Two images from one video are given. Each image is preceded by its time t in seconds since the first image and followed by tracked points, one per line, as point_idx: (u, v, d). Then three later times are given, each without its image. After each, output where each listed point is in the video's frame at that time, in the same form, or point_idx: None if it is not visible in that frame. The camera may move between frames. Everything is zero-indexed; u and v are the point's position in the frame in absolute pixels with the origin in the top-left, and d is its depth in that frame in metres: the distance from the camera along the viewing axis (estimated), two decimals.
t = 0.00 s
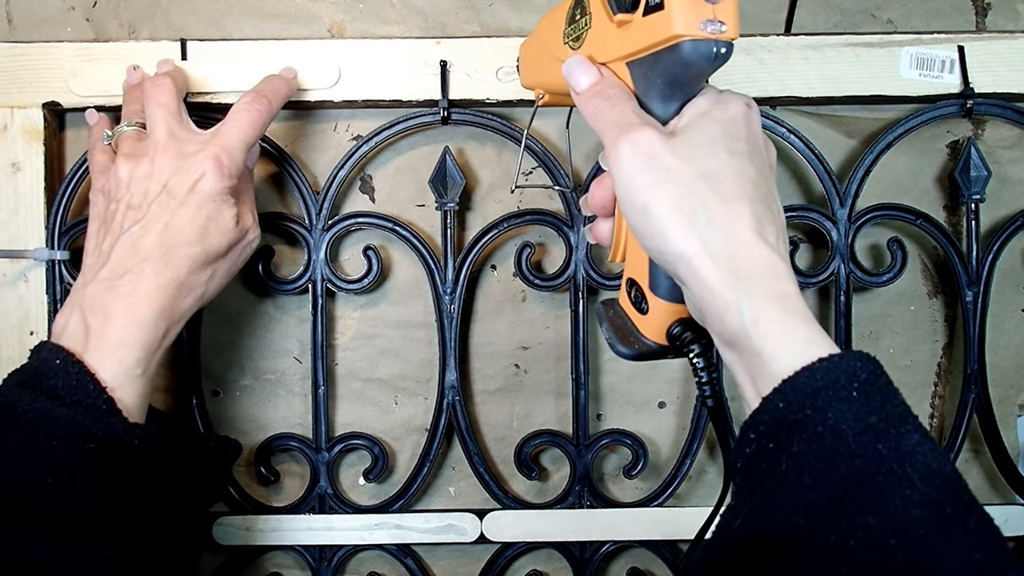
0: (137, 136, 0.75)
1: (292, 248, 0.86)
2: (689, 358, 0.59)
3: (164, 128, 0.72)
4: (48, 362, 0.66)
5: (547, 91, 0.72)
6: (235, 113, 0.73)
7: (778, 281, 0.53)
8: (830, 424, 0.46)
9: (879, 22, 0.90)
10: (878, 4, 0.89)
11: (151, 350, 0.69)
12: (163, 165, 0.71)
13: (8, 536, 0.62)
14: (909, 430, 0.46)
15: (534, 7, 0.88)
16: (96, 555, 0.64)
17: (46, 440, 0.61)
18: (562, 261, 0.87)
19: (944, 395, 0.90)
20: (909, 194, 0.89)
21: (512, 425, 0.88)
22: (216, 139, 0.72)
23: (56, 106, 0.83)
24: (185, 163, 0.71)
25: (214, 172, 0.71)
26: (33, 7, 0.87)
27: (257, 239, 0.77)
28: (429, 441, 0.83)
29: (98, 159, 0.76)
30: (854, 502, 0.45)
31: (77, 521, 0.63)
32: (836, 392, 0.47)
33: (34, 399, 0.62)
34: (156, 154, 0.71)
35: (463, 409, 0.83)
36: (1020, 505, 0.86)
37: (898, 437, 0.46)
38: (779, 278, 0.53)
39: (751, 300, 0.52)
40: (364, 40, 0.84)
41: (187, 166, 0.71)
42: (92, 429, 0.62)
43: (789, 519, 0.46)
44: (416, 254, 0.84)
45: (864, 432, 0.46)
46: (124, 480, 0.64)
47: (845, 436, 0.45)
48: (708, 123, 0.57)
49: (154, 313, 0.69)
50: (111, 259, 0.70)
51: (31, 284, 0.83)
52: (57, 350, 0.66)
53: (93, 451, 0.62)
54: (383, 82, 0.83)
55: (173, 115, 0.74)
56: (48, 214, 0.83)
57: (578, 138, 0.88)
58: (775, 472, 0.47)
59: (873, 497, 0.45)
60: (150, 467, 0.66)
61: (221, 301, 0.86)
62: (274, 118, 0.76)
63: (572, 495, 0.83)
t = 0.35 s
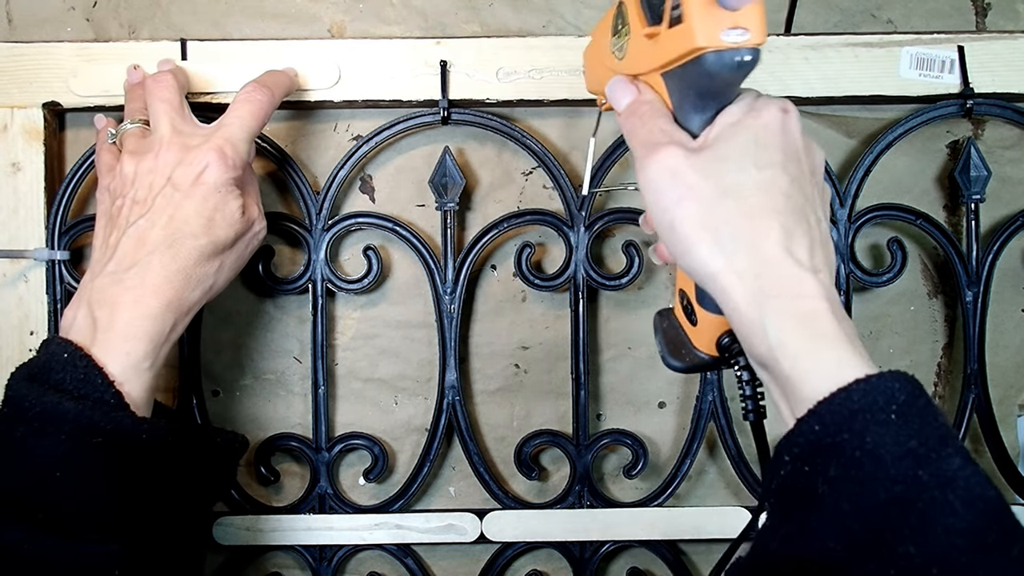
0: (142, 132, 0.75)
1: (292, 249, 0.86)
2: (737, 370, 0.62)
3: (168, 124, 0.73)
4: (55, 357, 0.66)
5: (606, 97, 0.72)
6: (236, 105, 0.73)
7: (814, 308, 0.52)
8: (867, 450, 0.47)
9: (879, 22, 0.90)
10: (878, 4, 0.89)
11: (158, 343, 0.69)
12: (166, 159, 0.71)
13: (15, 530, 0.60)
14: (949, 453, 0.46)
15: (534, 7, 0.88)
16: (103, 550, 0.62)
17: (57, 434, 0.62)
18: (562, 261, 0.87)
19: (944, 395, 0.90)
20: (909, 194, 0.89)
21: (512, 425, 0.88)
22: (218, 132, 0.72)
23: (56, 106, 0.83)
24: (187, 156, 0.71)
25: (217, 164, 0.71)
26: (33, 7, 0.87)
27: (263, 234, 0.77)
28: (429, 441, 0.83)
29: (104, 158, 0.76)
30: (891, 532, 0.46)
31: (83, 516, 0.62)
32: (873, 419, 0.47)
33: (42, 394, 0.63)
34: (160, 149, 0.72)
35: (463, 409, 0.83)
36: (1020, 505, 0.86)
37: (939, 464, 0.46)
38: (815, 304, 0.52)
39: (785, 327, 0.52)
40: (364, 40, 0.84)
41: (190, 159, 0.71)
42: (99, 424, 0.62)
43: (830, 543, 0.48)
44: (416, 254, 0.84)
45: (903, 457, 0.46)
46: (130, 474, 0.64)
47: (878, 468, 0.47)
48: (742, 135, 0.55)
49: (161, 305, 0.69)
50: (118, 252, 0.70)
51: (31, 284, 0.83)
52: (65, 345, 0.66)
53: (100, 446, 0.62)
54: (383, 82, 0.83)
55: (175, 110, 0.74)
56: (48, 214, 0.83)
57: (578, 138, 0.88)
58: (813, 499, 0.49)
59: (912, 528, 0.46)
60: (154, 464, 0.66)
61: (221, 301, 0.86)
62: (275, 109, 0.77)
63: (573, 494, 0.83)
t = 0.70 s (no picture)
0: (140, 131, 0.75)
1: (292, 248, 0.86)
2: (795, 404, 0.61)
3: (166, 123, 0.73)
4: (60, 349, 0.65)
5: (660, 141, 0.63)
6: (235, 104, 0.74)
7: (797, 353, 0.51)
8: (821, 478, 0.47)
9: (879, 22, 0.89)
10: (879, 3, 0.89)
11: (158, 340, 0.68)
12: (165, 157, 0.72)
13: (25, 525, 0.63)
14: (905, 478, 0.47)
15: (534, 7, 0.88)
16: (116, 543, 0.64)
17: (68, 427, 0.62)
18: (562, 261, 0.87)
19: (944, 395, 0.90)
20: (910, 194, 0.89)
21: (512, 425, 0.88)
22: (217, 131, 0.72)
23: (56, 106, 0.83)
24: (187, 155, 0.71)
25: (216, 163, 0.71)
26: (33, 7, 0.87)
27: (260, 233, 0.77)
28: (429, 441, 0.83)
29: (102, 156, 0.76)
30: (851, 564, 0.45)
31: (94, 508, 0.63)
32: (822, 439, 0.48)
33: (54, 386, 0.62)
34: (158, 147, 0.72)
35: (463, 409, 0.83)
36: (1020, 505, 0.86)
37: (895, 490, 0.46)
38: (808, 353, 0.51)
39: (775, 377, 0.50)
40: (364, 40, 0.84)
41: (189, 158, 0.71)
42: (113, 417, 0.63)
43: None
44: (416, 254, 0.84)
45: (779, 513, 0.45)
46: (138, 467, 0.65)
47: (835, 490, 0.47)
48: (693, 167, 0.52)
49: (160, 302, 0.68)
50: (116, 249, 0.70)
51: (31, 284, 0.83)
52: (69, 338, 0.66)
53: (113, 438, 0.63)
54: (383, 82, 0.83)
55: (175, 108, 0.74)
56: (48, 214, 0.83)
57: (578, 138, 0.87)
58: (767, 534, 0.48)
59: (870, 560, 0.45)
60: (162, 456, 0.66)
61: (221, 302, 0.86)
62: (274, 109, 0.77)
63: (573, 495, 0.83)
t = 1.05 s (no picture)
0: (137, 129, 0.75)
1: (292, 248, 0.86)
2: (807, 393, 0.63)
3: (165, 121, 0.73)
4: (74, 339, 0.65)
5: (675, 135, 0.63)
6: (235, 104, 0.74)
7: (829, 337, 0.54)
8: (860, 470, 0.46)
9: (879, 22, 0.89)
10: (879, 3, 0.89)
11: (157, 337, 0.68)
12: (164, 155, 0.71)
13: (45, 515, 0.61)
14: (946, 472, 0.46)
15: (534, 6, 0.87)
16: (138, 532, 0.64)
17: (97, 414, 0.61)
18: (562, 261, 0.87)
19: (944, 395, 0.90)
20: (910, 194, 0.89)
21: (512, 425, 0.88)
22: (216, 131, 0.72)
23: (56, 106, 0.83)
24: (185, 154, 0.71)
25: (215, 163, 0.71)
26: (32, 7, 0.86)
27: (256, 233, 0.77)
28: (429, 441, 0.83)
29: (98, 153, 0.76)
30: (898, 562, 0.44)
31: (119, 497, 0.62)
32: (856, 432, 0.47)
33: (82, 374, 0.62)
34: (157, 145, 0.72)
35: (463, 409, 0.83)
36: (1019, 505, 0.86)
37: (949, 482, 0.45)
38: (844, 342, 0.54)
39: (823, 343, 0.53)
40: (364, 40, 0.83)
41: (188, 157, 0.71)
42: (140, 405, 0.63)
43: None
44: (416, 254, 0.84)
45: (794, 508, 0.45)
46: (160, 456, 0.65)
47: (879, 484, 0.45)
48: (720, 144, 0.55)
49: (158, 300, 0.68)
50: (114, 246, 0.70)
51: (31, 284, 0.83)
52: (82, 328, 0.65)
53: (140, 426, 0.63)
54: (383, 82, 0.83)
55: (173, 107, 0.74)
56: (48, 214, 0.83)
57: (578, 138, 0.87)
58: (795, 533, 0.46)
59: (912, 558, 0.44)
60: (179, 448, 0.67)
61: (221, 301, 0.86)
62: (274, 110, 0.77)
63: (573, 495, 0.83)
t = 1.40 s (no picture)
0: (138, 128, 0.75)
1: (292, 248, 0.86)
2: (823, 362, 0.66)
3: (165, 120, 0.73)
4: (78, 337, 0.65)
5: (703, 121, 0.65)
6: (235, 104, 0.74)
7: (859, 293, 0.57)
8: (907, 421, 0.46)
9: (879, 22, 0.89)
10: (879, 3, 0.89)
11: (159, 336, 0.68)
12: (165, 155, 0.71)
13: (52, 511, 0.60)
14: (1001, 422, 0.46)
15: (534, 6, 0.87)
16: (142, 529, 0.64)
17: (104, 411, 0.61)
18: (562, 261, 0.87)
19: (944, 395, 0.90)
20: (910, 194, 0.89)
21: (512, 425, 0.88)
22: (216, 130, 0.72)
23: (56, 106, 0.83)
24: (186, 153, 0.71)
25: (215, 162, 0.71)
26: (32, 7, 0.86)
27: (256, 233, 0.77)
28: (430, 441, 0.83)
29: (98, 152, 0.76)
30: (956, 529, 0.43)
31: (126, 493, 0.62)
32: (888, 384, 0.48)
33: (90, 371, 0.62)
34: (158, 144, 0.72)
35: (463, 409, 0.83)
36: (1019, 505, 0.86)
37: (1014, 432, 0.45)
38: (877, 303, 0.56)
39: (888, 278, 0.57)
40: (364, 40, 0.83)
41: (188, 156, 0.71)
42: (146, 403, 0.63)
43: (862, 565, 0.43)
44: (416, 254, 0.84)
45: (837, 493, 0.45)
46: (165, 453, 0.65)
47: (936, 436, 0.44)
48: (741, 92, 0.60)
49: (159, 299, 0.68)
50: (116, 246, 0.70)
51: (31, 284, 0.83)
52: (85, 326, 0.65)
53: (145, 424, 0.63)
54: (383, 82, 0.83)
55: (174, 107, 0.74)
56: (48, 214, 0.83)
57: (578, 138, 0.87)
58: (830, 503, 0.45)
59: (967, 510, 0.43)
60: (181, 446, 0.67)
61: (221, 301, 0.86)
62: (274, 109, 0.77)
63: (573, 495, 0.83)
